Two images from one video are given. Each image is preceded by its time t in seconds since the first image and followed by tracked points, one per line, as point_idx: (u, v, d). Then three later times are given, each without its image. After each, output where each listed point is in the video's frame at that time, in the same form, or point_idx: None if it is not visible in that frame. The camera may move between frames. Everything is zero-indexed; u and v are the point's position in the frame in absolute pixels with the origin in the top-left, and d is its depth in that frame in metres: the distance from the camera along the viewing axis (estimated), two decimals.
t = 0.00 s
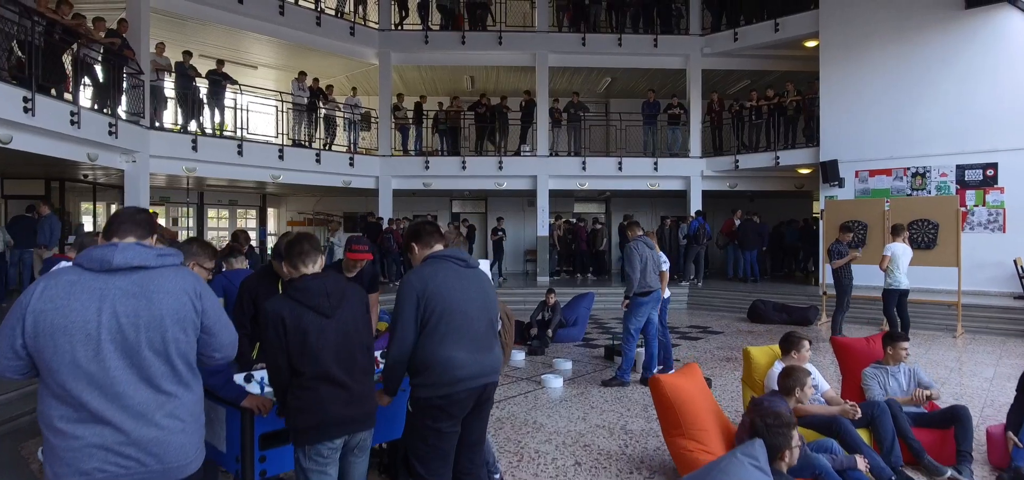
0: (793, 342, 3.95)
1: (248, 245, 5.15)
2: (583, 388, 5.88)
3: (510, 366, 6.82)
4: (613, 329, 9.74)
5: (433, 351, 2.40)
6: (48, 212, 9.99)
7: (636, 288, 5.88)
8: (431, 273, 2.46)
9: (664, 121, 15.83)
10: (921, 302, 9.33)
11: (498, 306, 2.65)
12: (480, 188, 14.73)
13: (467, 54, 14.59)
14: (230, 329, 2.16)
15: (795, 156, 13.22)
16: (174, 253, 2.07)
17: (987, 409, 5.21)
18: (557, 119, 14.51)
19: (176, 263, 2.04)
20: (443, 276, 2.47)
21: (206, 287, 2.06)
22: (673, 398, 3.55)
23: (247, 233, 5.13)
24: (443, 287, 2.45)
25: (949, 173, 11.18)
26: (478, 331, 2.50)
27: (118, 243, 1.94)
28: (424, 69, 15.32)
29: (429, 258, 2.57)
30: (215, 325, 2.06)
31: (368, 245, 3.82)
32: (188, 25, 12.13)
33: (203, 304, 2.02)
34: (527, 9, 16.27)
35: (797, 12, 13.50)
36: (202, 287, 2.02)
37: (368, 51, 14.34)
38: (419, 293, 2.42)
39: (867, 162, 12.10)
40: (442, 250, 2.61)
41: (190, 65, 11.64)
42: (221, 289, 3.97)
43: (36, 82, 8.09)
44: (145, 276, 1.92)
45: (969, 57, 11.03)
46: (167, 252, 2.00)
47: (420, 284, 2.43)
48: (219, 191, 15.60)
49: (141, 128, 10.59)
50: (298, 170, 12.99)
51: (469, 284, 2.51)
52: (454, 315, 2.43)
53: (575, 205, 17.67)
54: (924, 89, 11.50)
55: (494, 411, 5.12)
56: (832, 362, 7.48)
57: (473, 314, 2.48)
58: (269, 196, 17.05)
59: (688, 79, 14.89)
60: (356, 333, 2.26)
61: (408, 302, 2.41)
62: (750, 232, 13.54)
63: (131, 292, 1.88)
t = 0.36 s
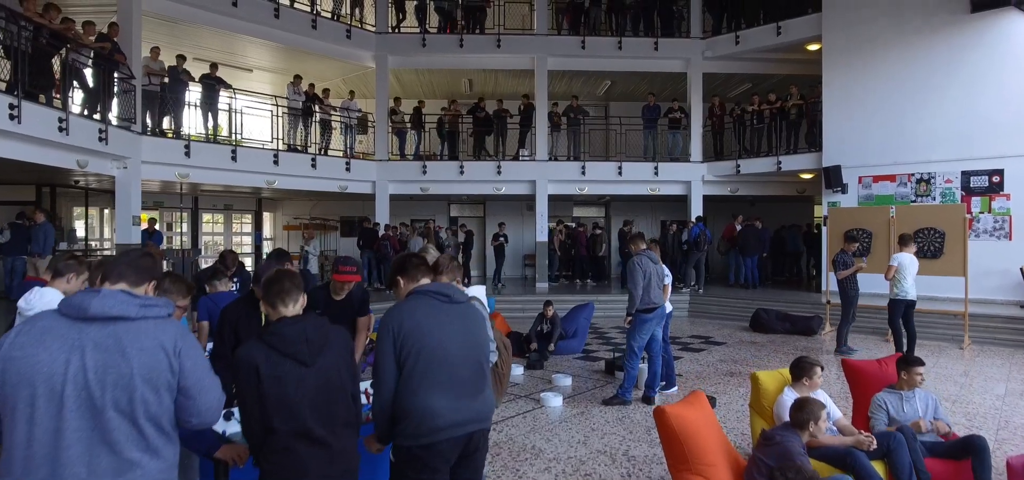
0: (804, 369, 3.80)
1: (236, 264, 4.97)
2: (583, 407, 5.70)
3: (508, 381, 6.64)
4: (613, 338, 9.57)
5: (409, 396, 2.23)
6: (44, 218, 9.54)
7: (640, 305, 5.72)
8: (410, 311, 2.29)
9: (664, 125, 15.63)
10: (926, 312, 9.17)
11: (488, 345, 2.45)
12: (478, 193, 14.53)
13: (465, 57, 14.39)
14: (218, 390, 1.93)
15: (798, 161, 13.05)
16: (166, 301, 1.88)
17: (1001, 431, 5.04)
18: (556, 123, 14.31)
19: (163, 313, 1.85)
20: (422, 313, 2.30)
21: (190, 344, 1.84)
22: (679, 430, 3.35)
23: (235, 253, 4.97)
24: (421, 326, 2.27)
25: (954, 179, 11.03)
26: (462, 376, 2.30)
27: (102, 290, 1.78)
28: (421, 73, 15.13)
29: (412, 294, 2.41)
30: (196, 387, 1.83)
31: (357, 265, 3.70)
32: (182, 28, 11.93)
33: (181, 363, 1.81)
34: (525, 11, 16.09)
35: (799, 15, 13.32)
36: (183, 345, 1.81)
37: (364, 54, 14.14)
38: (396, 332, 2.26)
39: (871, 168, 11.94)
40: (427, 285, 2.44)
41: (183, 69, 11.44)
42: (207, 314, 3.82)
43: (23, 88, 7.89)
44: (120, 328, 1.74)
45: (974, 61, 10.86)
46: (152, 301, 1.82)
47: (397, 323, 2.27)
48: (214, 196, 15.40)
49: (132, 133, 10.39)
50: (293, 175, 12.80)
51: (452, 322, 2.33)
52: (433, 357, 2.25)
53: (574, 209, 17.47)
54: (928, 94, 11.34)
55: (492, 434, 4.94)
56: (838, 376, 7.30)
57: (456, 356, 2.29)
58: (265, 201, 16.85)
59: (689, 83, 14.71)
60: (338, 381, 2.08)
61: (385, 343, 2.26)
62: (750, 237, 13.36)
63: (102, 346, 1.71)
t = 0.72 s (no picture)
0: (817, 398, 3.60)
1: (222, 282, 4.77)
2: (583, 428, 5.49)
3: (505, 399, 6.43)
4: (613, 349, 9.35)
5: (396, 455, 2.02)
6: (33, 227, 9.27)
7: (640, 322, 5.52)
8: (393, 360, 2.06)
9: (665, 129, 15.42)
10: (933, 323, 8.96)
11: (478, 389, 2.24)
12: (476, 198, 14.31)
13: (462, 61, 14.17)
14: (152, 464, 1.68)
15: (801, 166, 12.85)
16: (96, 360, 1.69)
17: (1019, 455, 4.83)
18: (555, 127, 14.09)
19: (89, 376, 1.66)
20: (406, 359, 2.07)
21: (107, 416, 1.62)
22: (686, 467, 3.13)
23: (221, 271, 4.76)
24: (407, 377, 2.04)
25: (960, 185, 10.84)
26: (452, 428, 2.10)
27: (21, 349, 1.63)
28: (418, 76, 14.92)
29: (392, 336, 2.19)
30: (112, 465, 1.60)
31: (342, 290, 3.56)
32: (174, 32, 11.71)
33: (93, 439, 1.59)
34: (524, 13, 15.86)
35: (802, 18, 13.12)
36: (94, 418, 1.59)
37: (360, 57, 13.92)
38: (377, 383, 2.04)
39: (874, 174, 11.75)
40: (409, 325, 2.22)
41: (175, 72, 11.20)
42: (184, 340, 3.59)
43: (6, 94, 7.66)
44: (27, 395, 1.57)
45: (980, 65, 10.68)
46: (71, 364, 1.63)
47: (378, 371, 2.04)
48: (208, 200, 15.16)
49: (122, 139, 10.15)
50: (287, 180, 12.55)
51: (439, 367, 2.11)
52: (419, 408, 2.03)
53: (574, 213, 17.24)
54: (933, 99, 11.14)
55: (488, 460, 4.71)
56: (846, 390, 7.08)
57: (446, 409, 2.08)
58: (259, 205, 16.62)
59: (690, 86, 14.51)
60: (311, 445, 1.91)
61: (365, 394, 2.03)
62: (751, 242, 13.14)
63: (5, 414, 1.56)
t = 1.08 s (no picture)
0: (832, 430, 3.38)
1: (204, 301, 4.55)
2: (583, 450, 5.28)
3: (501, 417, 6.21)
4: (613, 360, 9.14)
5: None
6: (14, 235, 9.08)
7: (640, 340, 5.30)
8: (381, 420, 1.83)
9: (666, 132, 15.20)
10: (941, 333, 8.76)
11: (470, 444, 2.05)
12: (473, 202, 14.08)
13: (459, 63, 13.94)
14: None
15: (803, 171, 12.63)
16: None
17: None
18: (554, 130, 13.86)
19: None
20: (394, 421, 1.84)
21: None
22: None
23: (204, 289, 4.55)
24: (397, 441, 1.82)
25: (966, 191, 10.64)
26: None
27: None
28: (415, 78, 14.70)
29: (376, 389, 1.95)
30: None
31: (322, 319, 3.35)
32: (165, 34, 11.48)
33: None
34: (522, 15, 15.63)
35: (804, 20, 12.92)
36: None
37: (355, 59, 13.69)
38: (361, 447, 1.80)
39: (879, 179, 11.56)
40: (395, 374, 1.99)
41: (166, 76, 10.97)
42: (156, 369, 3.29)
43: None
44: None
45: (987, 69, 10.46)
46: None
47: (363, 435, 1.80)
48: (201, 205, 14.91)
49: (110, 144, 9.91)
50: (281, 185, 12.32)
51: (430, 427, 1.90)
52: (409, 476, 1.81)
53: (573, 217, 17.02)
54: (939, 103, 10.94)
55: None
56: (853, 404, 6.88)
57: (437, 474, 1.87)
58: (254, 209, 16.38)
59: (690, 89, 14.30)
60: None
61: (348, 461, 1.79)
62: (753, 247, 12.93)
63: None
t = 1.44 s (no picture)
0: (851, 470, 3.16)
1: (182, 322, 4.39)
2: (584, 476, 5.05)
3: (499, 437, 5.99)
4: (613, 372, 8.92)
5: None
6: None
7: (642, 361, 5.06)
8: None
9: (667, 136, 14.96)
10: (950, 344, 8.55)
11: None
12: (471, 207, 13.84)
13: (457, 66, 13.71)
14: None
15: (807, 176, 12.41)
16: None
17: None
18: (553, 134, 13.64)
19: None
20: None
21: None
22: None
23: (181, 309, 4.39)
24: None
25: (974, 197, 10.45)
26: None
27: None
28: (412, 81, 14.47)
29: (369, 458, 1.73)
30: None
31: (306, 351, 3.21)
32: (155, 37, 11.24)
33: None
34: (521, 17, 15.39)
35: (807, 22, 12.70)
36: None
37: (351, 62, 13.45)
38: None
39: (884, 185, 11.34)
40: (390, 440, 1.78)
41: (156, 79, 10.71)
42: (121, 406, 3.10)
43: None
44: None
45: (995, 73, 10.27)
46: None
47: None
48: (194, 209, 14.65)
49: (98, 150, 9.65)
50: (275, 191, 12.06)
51: None
52: None
53: (572, 220, 16.78)
54: (947, 107, 10.72)
55: None
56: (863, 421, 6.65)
57: None
58: (248, 214, 16.13)
59: (691, 92, 14.08)
60: None
61: None
62: (756, 253, 12.71)
63: None
